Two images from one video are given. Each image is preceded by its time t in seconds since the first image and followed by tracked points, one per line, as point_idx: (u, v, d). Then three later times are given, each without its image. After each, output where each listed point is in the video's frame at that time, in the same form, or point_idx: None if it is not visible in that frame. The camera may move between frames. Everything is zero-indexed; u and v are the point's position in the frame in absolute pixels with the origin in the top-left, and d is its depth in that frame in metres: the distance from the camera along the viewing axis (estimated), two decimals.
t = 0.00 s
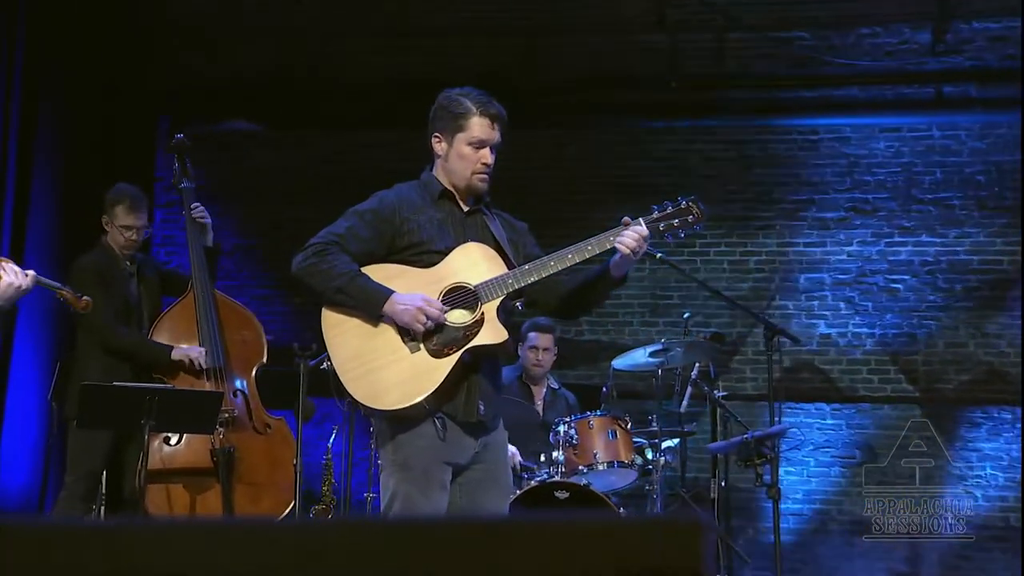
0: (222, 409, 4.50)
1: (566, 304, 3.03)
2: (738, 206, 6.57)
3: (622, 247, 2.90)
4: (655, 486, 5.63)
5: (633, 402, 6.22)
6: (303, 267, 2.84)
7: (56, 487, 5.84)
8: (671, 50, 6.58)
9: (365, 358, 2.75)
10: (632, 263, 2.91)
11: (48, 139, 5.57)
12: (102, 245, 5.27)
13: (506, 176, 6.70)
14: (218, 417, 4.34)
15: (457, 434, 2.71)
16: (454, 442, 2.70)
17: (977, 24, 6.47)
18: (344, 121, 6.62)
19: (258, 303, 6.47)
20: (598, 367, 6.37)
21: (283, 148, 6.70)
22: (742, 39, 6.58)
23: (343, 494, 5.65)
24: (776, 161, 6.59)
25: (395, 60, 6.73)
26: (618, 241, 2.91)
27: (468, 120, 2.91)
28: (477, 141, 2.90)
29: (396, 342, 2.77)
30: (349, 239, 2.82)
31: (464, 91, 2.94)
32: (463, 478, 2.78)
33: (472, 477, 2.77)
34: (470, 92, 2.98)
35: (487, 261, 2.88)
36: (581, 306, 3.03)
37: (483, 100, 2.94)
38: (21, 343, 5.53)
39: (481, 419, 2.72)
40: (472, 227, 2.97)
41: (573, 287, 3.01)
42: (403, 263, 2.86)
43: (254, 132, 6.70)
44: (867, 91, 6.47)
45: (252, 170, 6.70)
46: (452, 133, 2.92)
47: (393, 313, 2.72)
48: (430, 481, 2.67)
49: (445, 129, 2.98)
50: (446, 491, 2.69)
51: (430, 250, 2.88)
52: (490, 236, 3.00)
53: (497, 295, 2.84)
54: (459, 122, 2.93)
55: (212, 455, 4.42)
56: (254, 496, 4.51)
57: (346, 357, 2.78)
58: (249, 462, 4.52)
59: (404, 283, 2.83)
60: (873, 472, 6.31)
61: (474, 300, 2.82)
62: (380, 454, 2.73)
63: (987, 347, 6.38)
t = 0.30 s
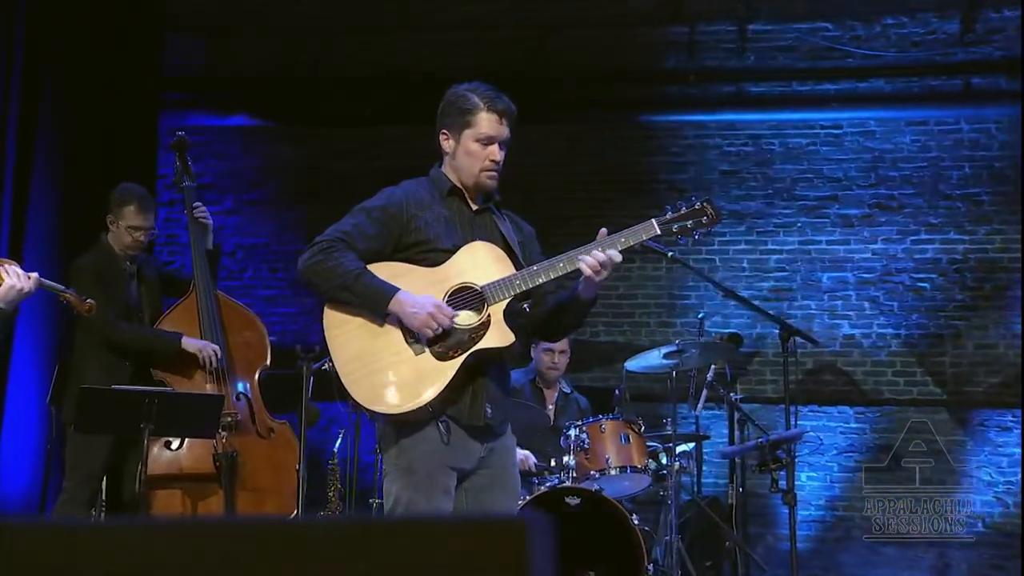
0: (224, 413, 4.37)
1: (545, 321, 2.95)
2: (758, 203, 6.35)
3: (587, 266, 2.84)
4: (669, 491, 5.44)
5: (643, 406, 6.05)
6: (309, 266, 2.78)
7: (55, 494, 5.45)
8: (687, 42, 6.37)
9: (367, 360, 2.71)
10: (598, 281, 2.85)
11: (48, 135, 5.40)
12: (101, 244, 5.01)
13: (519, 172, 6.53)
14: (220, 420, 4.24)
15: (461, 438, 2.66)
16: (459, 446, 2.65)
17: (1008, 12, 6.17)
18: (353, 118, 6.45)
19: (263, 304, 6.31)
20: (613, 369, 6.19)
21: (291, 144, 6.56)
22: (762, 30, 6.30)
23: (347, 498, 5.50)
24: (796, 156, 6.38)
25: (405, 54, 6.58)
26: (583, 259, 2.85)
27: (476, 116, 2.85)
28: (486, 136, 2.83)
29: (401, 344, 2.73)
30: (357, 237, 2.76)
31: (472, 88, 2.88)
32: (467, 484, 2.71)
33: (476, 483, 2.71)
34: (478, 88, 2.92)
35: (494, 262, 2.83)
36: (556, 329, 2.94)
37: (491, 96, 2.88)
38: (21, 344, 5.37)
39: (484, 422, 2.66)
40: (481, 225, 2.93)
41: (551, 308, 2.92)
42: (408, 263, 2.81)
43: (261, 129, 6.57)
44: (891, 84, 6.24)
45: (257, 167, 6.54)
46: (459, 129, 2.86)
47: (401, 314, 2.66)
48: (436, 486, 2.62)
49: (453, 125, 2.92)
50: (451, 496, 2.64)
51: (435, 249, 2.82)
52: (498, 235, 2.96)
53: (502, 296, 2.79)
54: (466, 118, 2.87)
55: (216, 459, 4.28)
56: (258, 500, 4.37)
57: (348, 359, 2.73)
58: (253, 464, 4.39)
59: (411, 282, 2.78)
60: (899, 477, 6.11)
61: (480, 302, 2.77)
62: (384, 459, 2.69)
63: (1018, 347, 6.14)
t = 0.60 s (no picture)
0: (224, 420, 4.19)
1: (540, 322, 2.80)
2: (777, 202, 6.17)
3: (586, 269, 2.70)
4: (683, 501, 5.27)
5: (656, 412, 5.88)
6: (317, 260, 2.60)
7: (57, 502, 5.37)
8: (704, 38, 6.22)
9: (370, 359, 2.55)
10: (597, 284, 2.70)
11: (48, 135, 5.26)
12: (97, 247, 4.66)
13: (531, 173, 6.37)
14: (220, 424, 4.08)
15: (463, 442, 2.51)
16: (460, 452, 2.50)
17: None
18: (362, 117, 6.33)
19: (271, 307, 6.19)
20: (627, 374, 6.01)
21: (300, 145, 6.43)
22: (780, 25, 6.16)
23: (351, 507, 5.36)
24: (816, 154, 6.20)
25: (416, 52, 6.45)
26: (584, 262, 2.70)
27: (480, 116, 2.72)
28: (487, 139, 2.71)
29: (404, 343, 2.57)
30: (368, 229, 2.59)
31: (480, 86, 2.75)
32: (469, 491, 2.56)
33: (478, 490, 2.56)
34: (488, 86, 2.78)
35: (494, 261, 2.69)
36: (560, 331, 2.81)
37: (498, 95, 2.74)
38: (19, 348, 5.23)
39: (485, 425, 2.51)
40: (486, 223, 2.79)
41: (554, 307, 2.80)
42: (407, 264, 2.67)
43: (270, 129, 6.45)
44: (914, 79, 6.05)
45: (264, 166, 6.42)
46: (462, 128, 2.74)
47: (411, 312, 2.51)
48: (435, 494, 2.48)
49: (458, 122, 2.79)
50: (450, 504, 2.50)
51: (438, 246, 2.67)
52: (502, 232, 2.82)
53: (503, 297, 2.66)
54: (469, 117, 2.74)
55: (216, 468, 4.11)
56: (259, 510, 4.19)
57: (349, 360, 2.56)
58: (255, 472, 4.21)
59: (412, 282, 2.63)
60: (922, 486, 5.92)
61: (479, 304, 2.64)
62: (383, 465, 2.54)
63: None
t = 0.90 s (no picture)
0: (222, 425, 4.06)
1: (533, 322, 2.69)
2: (790, 201, 6.01)
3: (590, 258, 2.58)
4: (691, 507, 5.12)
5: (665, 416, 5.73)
6: (290, 271, 2.58)
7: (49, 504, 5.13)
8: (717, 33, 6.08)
9: (371, 368, 2.51)
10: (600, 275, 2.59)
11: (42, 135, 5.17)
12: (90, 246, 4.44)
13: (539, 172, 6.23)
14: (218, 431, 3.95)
15: (467, 447, 2.46)
16: (464, 458, 2.44)
17: None
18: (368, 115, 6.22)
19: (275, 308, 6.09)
20: (636, 378, 5.87)
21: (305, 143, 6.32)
22: (794, 19, 6.04)
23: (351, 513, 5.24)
24: (831, 152, 6.03)
25: (423, 49, 6.34)
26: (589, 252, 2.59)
27: (460, 108, 2.60)
28: (471, 129, 2.59)
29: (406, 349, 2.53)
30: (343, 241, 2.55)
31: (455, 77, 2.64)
32: (470, 498, 2.51)
33: (479, 498, 2.51)
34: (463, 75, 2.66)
35: (499, 256, 2.60)
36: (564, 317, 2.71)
37: (476, 84, 2.63)
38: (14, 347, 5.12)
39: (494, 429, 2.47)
40: (477, 215, 2.66)
41: (562, 294, 2.70)
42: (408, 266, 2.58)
43: (274, 127, 6.35)
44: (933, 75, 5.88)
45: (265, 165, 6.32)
46: (443, 122, 2.62)
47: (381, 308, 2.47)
48: (436, 501, 2.42)
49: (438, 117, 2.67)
50: (451, 512, 2.44)
51: (436, 249, 2.59)
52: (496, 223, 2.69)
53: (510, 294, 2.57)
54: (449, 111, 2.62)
55: (213, 474, 3.97)
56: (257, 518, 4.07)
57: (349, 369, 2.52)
58: (253, 479, 4.08)
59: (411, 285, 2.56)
60: (941, 493, 5.75)
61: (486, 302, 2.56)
62: (383, 471, 2.50)
63: None
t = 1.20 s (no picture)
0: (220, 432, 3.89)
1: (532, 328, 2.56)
2: (806, 201, 5.84)
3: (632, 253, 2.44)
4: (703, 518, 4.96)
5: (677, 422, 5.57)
6: (298, 280, 2.46)
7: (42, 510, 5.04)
8: (730, 29, 5.94)
9: (366, 379, 2.41)
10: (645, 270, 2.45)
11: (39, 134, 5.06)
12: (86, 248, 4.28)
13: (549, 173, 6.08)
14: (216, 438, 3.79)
15: (460, 459, 2.34)
16: (457, 467, 2.33)
17: None
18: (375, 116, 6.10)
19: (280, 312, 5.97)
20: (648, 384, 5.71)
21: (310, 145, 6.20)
22: (811, 15, 5.92)
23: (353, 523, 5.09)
24: (849, 151, 5.86)
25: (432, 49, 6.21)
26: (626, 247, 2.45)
27: (488, 123, 2.46)
28: (493, 150, 2.45)
29: (403, 360, 2.42)
30: (349, 248, 2.42)
31: (491, 88, 2.49)
32: (463, 507, 2.38)
33: (472, 507, 2.38)
34: (499, 86, 2.52)
35: (497, 269, 2.48)
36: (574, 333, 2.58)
37: (511, 102, 2.49)
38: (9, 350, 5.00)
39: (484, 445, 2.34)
40: (484, 228, 2.55)
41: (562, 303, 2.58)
42: (406, 274, 2.48)
43: (279, 129, 6.23)
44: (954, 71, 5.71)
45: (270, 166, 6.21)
46: (466, 131, 2.48)
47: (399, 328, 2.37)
48: (428, 508, 2.31)
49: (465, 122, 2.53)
50: (445, 520, 2.32)
51: (436, 255, 2.48)
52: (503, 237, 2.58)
53: (508, 306, 2.45)
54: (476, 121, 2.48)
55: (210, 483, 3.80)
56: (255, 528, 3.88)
57: (344, 381, 2.43)
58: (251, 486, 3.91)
59: (410, 296, 2.45)
60: (962, 502, 5.58)
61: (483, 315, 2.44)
62: (374, 482, 2.38)
63: None
